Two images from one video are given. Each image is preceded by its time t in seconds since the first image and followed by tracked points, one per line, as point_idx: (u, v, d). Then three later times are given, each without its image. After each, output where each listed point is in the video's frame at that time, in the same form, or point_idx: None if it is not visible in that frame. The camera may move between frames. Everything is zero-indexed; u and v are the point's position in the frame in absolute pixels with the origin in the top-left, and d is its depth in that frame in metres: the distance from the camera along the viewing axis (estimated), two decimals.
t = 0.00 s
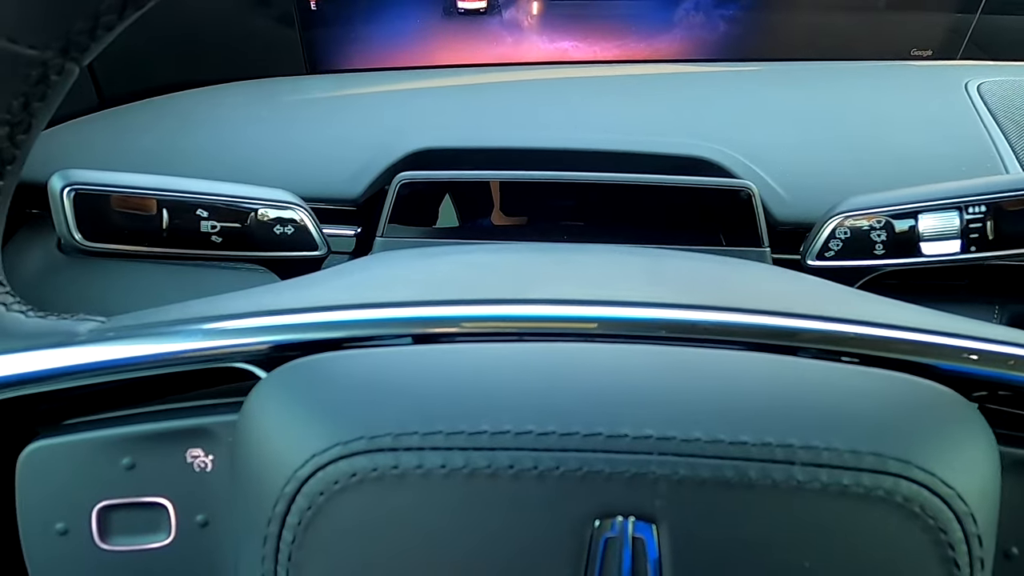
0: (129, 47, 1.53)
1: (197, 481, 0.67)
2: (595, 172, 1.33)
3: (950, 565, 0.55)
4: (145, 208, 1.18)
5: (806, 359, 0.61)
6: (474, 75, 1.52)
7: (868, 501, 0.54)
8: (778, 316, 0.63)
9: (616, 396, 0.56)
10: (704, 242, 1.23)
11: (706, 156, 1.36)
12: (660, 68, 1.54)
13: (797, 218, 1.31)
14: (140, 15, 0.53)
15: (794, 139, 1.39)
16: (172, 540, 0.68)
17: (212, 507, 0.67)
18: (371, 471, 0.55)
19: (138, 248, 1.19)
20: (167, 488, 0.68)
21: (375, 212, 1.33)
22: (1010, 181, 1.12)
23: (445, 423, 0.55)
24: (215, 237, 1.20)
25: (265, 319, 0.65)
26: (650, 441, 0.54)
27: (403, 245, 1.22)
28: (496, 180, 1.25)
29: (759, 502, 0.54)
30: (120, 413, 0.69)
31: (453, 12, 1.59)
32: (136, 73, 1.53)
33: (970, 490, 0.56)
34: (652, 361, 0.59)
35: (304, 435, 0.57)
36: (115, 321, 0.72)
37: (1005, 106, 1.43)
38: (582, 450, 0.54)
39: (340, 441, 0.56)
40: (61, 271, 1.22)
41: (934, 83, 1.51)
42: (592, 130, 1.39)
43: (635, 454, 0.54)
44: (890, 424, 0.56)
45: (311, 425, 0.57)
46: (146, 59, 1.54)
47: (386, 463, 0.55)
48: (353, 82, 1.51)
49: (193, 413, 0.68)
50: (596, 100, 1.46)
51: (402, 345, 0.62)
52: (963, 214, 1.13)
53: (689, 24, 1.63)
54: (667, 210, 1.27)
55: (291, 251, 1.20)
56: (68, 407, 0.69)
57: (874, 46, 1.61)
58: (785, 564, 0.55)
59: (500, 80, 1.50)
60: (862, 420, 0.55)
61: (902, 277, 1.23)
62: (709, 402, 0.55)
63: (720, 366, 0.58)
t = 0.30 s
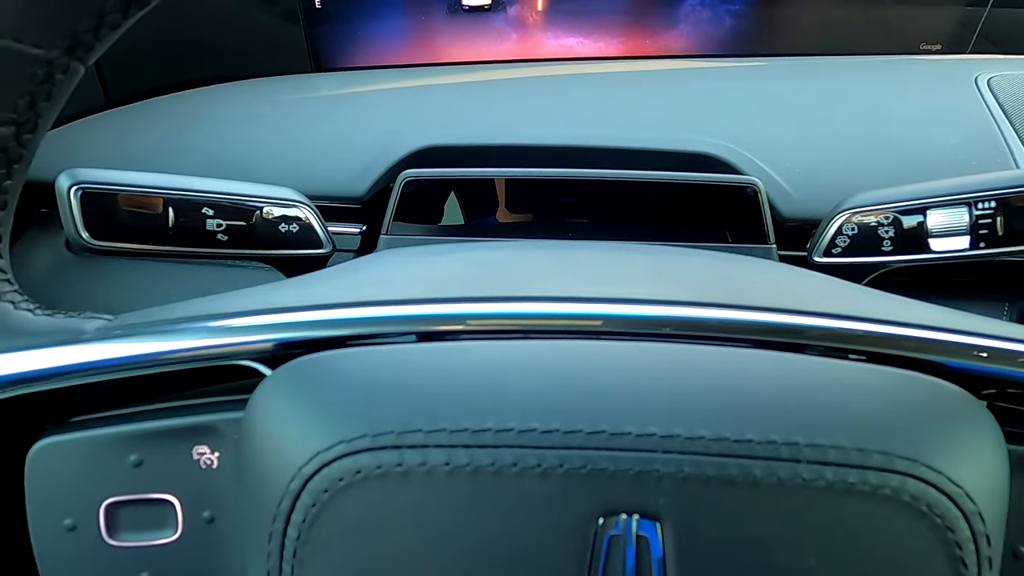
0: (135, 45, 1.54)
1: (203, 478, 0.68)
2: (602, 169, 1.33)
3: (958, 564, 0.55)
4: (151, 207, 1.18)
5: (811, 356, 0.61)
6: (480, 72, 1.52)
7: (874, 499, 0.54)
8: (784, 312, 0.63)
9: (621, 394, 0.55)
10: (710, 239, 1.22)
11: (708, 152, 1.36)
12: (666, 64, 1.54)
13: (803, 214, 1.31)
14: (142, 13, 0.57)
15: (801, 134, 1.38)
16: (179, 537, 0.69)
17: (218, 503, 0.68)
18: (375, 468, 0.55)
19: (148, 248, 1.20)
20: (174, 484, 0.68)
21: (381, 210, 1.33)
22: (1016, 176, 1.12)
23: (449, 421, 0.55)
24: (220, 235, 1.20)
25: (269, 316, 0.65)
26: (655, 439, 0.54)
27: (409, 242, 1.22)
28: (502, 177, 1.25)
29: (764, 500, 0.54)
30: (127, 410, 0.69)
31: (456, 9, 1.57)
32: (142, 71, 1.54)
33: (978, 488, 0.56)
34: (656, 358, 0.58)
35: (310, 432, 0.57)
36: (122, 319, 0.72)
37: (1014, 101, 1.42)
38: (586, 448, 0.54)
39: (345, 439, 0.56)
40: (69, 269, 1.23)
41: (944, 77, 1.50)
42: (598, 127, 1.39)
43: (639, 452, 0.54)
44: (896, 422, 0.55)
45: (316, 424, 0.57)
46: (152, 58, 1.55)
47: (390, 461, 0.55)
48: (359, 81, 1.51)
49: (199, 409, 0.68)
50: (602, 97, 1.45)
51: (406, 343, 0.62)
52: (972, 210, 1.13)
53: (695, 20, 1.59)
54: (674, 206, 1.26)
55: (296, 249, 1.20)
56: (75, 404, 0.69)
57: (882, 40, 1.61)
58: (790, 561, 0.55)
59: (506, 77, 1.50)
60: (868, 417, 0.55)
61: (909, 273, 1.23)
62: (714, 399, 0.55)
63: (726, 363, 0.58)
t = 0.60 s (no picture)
0: (150, 43, 1.55)
1: (220, 472, 0.68)
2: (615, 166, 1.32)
3: (975, 564, 0.55)
4: (166, 204, 1.19)
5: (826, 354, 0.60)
6: (492, 68, 1.52)
7: (889, 498, 0.54)
8: (798, 310, 0.63)
9: (636, 392, 0.56)
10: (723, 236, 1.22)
11: (731, 151, 1.35)
12: (679, 60, 1.53)
13: (816, 212, 1.30)
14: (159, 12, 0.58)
15: (815, 130, 1.38)
16: (196, 529, 0.69)
17: (234, 496, 0.68)
18: (390, 464, 0.55)
19: (163, 243, 1.21)
20: (191, 478, 0.69)
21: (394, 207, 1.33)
22: None
23: (464, 417, 0.55)
24: (234, 232, 1.21)
25: (284, 313, 0.65)
26: (668, 436, 0.54)
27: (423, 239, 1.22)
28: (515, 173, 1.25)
29: (777, 496, 0.54)
30: (144, 405, 0.70)
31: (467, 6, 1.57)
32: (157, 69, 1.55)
33: (995, 488, 0.56)
34: (670, 355, 0.58)
35: (325, 428, 0.57)
36: (139, 314, 0.73)
37: None
38: (599, 445, 0.54)
39: (359, 434, 0.56)
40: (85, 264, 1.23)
41: (962, 71, 1.49)
42: (610, 123, 1.39)
43: (653, 449, 0.54)
44: (912, 421, 0.55)
45: (331, 420, 0.57)
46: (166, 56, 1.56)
47: (405, 456, 0.55)
48: (371, 78, 1.51)
49: (215, 404, 0.68)
50: (615, 93, 1.45)
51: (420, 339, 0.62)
52: (990, 207, 1.12)
53: (707, 15, 1.58)
54: (687, 203, 1.26)
55: (309, 245, 1.21)
56: (92, 399, 0.70)
57: (899, 34, 1.60)
58: (804, 559, 0.55)
59: (519, 74, 1.50)
60: (883, 415, 0.55)
61: (925, 271, 1.22)
62: (728, 396, 0.55)
63: (739, 360, 0.58)
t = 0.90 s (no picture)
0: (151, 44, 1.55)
1: (224, 471, 0.69)
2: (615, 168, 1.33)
3: (975, 565, 0.55)
4: (170, 205, 1.20)
5: (826, 356, 0.61)
6: (494, 70, 1.53)
7: (889, 499, 0.54)
8: (800, 313, 0.63)
9: (637, 392, 0.56)
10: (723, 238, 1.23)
11: (726, 152, 1.35)
12: (679, 62, 1.54)
13: (816, 213, 1.30)
14: (164, 16, 0.62)
15: (815, 133, 1.38)
16: (200, 529, 0.70)
17: (239, 496, 0.69)
18: (394, 463, 0.56)
19: (166, 244, 1.21)
20: (195, 477, 0.69)
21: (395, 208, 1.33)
22: None
23: (467, 417, 0.56)
24: (237, 233, 1.21)
25: (288, 313, 0.66)
26: (671, 437, 0.54)
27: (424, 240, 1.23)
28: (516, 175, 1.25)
29: (778, 496, 0.54)
30: (149, 405, 0.70)
31: (469, 8, 1.58)
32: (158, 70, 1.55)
33: (994, 489, 0.56)
34: (672, 357, 0.59)
35: (329, 427, 0.58)
36: (143, 315, 0.73)
37: None
38: (602, 445, 0.54)
39: (364, 434, 0.56)
40: (87, 264, 1.23)
41: (962, 74, 1.50)
42: (611, 125, 1.39)
43: (654, 449, 0.54)
44: (913, 419, 0.56)
45: (336, 421, 0.58)
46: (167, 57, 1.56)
47: (408, 456, 0.55)
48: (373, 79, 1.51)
49: (219, 404, 0.69)
50: (615, 94, 1.45)
51: (422, 340, 0.62)
52: (990, 209, 1.13)
53: (708, 17, 1.59)
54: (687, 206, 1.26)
55: (312, 247, 1.22)
56: (97, 399, 0.70)
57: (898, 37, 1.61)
58: (805, 558, 0.55)
59: (519, 75, 1.50)
60: (882, 415, 0.56)
61: (925, 273, 1.23)
62: (729, 397, 0.56)
63: (740, 361, 0.59)
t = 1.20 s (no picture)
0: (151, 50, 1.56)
1: (230, 489, 0.69)
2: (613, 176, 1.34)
3: (965, 552, 0.56)
4: (174, 211, 1.21)
5: (815, 353, 0.62)
6: (494, 77, 1.54)
7: (878, 491, 0.55)
8: (801, 312, 0.64)
9: (629, 395, 0.57)
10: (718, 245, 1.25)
11: (720, 158, 1.37)
12: (676, 70, 1.55)
13: (813, 221, 1.33)
14: (161, 46, 0.61)
15: (810, 140, 1.40)
16: (208, 547, 0.70)
17: (245, 513, 0.70)
18: (393, 475, 0.57)
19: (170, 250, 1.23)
20: (200, 495, 0.70)
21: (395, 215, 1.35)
22: None
23: (462, 427, 0.57)
24: (241, 238, 1.22)
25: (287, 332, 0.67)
26: (662, 438, 0.55)
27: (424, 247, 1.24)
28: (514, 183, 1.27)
29: (769, 493, 0.56)
30: (154, 427, 0.71)
31: (471, 16, 1.64)
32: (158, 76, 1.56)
33: (983, 478, 0.57)
34: (664, 360, 0.60)
35: (331, 438, 0.59)
36: (147, 338, 0.74)
37: None
38: (596, 449, 0.56)
39: (364, 446, 0.58)
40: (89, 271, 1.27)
41: (954, 83, 1.51)
42: (609, 134, 1.41)
43: (646, 452, 0.55)
44: (900, 413, 0.57)
45: (335, 435, 0.59)
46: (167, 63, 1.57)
47: (407, 467, 0.57)
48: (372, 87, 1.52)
49: (223, 424, 0.70)
50: (612, 101, 1.47)
51: (420, 353, 0.64)
52: (981, 217, 1.15)
53: (705, 25, 1.64)
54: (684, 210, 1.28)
55: (315, 252, 1.22)
56: (104, 422, 0.72)
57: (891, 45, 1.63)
58: (799, 555, 0.56)
59: (517, 83, 1.51)
60: (868, 411, 0.57)
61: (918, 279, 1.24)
62: (719, 401, 0.57)
63: (730, 362, 0.60)
